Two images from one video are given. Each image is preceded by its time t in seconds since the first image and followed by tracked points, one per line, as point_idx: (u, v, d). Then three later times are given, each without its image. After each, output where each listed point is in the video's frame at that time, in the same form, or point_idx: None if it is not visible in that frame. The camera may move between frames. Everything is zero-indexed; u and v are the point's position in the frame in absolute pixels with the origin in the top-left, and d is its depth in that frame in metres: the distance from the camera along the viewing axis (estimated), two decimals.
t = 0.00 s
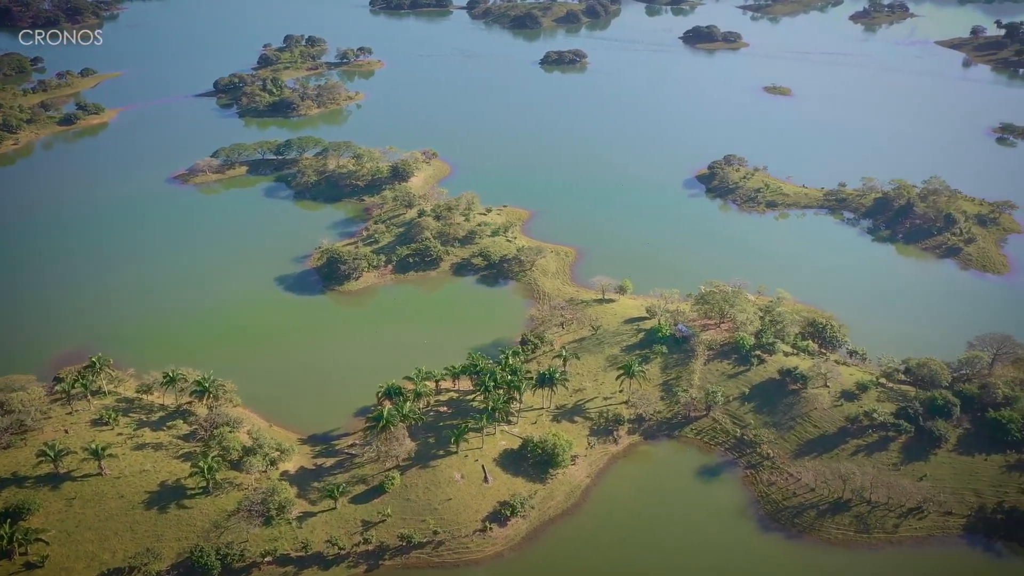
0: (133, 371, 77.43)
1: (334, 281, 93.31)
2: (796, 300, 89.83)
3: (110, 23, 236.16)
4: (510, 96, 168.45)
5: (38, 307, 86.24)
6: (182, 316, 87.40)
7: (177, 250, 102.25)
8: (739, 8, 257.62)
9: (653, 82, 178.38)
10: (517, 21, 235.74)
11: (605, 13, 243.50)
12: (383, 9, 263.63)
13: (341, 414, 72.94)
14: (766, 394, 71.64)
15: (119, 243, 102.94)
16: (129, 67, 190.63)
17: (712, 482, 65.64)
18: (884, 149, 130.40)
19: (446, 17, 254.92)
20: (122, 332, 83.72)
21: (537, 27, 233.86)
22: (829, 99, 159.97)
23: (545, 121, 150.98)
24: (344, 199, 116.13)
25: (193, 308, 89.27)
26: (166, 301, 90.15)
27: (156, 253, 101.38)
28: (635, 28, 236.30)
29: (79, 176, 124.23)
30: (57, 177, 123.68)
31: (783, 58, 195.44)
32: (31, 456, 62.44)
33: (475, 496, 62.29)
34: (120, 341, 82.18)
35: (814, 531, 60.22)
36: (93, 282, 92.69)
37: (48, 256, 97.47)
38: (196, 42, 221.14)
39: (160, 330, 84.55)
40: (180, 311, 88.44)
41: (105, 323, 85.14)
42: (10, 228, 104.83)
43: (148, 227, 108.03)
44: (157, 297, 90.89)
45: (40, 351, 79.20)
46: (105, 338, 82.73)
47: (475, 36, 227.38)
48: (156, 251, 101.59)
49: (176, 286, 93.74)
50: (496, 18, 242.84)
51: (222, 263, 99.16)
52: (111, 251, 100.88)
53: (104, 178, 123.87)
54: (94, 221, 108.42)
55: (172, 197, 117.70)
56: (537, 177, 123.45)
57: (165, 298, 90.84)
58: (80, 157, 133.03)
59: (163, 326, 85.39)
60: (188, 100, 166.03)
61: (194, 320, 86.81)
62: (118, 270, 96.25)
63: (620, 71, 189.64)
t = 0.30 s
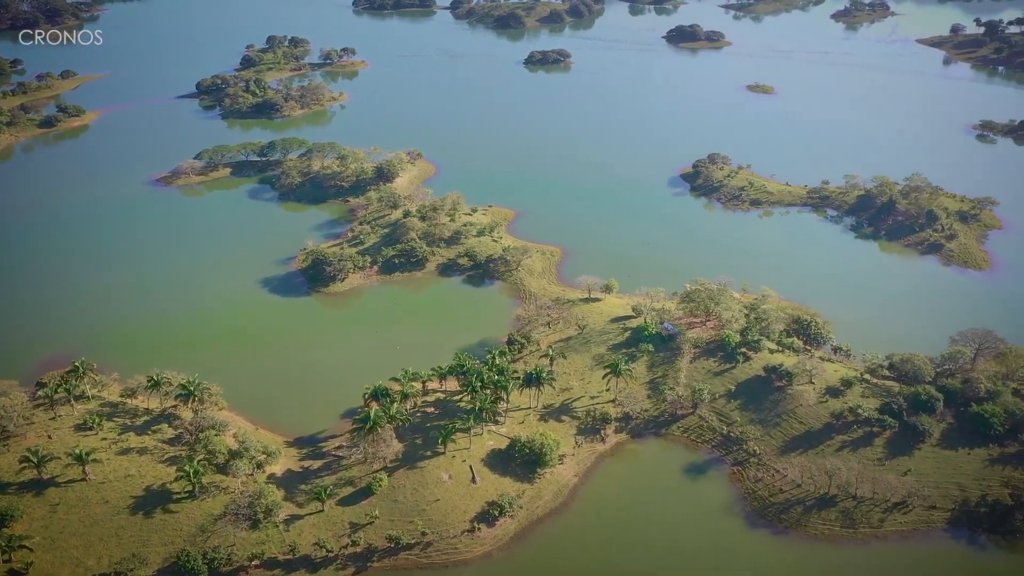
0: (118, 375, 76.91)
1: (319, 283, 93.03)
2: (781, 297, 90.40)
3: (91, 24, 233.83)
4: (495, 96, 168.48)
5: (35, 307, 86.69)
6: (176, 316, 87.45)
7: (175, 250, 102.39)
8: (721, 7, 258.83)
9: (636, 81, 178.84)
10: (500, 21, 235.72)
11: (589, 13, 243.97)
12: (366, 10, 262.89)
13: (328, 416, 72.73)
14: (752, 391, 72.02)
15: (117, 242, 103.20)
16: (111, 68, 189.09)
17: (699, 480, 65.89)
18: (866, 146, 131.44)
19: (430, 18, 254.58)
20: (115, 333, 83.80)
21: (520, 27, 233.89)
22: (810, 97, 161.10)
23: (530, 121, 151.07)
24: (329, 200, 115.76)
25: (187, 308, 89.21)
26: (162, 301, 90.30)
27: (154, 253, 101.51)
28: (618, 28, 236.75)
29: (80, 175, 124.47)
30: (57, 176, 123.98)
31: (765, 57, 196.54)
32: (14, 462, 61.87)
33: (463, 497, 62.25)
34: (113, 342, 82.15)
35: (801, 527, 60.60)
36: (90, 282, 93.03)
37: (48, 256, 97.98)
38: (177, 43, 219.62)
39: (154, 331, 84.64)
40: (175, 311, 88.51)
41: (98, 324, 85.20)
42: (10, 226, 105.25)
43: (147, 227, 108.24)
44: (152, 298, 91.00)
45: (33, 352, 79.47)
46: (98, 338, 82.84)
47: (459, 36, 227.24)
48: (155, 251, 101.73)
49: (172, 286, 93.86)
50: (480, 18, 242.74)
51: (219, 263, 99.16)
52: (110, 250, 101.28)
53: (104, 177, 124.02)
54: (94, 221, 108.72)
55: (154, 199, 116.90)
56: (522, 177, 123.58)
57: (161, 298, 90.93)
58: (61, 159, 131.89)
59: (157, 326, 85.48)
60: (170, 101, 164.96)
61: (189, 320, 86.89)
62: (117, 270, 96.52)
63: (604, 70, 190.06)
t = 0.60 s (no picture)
0: (102, 380, 76.25)
1: (304, 285, 92.69)
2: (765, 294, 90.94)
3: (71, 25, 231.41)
4: (479, 96, 168.42)
5: (32, 306, 86.85)
6: (171, 318, 87.28)
7: (174, 250, 102.45)
8: (704, 7, 259.83)
9: (620, 80, 179.22)
10: (484, 21, 235.55)
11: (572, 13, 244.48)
12: (349, 10, 262.10)
13: (315, 418, 72.50)
14: (737, 388, 72.45)
15: (115, 243, 103.27)
16: (91, 70, 187.36)
17: (686, 477, 66.16)
18: (848, 144, 132.50)
19: (412, 18, 254.20)
20: (110, 333, 83.78)
21: (504, 27, 233.70)
22: (792, 96, 162.15)
23: (514, 121, 151.14)
24: (314, 202, 115.39)
25: (182, 309, 89.06)
26: (158, 302, 90.15)
27: (153, 253, 101.57)
28: (601, 28, 237.16)
29: (79, 175, 124.49)
30: (57, 175, 124.01)
31: (747, 56, 197.63)
32: None
33: (450, 498, 62.15)
34: (107, 342, 82.07)
35: (787, 523, 60.95)
36: (87, 281, 93.13)
37: (46, 255, 98.13)
38: (159, 45, 218.07)
39: (149, 332, 84.47)
40: (169, 313, 88.30)
41: (92, 324, 85.19)
42: (10, 224, 105.23)
43: (146, 227, 108.20)
44: (149, 298, 90.94)
45: (28, 351, 79.54)
46: (94, 338, 82.88)
47: (444, 36, 227.03)
48: (154, 251, 101.72)
49: (170, 287, 93.77)
50: (463, 18, 242.54)
51: (215, 264, 98.96)
52: (110, 250, 101.34)
53: (104, 177, 123.74)
54: (94, 220, 108.92)
55: (136, 202, 116.11)
56: (507, 177, 123.65)
57: (157, 300, 90.83)
58: (40, 162, 130.62)
59: (153, 327, 85.37)
60: (151, 103, 163.81)
61: (184, 322, 86.66)
62: (116, 269, 96.76)
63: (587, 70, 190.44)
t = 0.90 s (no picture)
0: (84, 386, 75.62)
1: (288, 287, 92.24)
2: (748, 292, 91.52)
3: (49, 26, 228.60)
4: (463, 96, 168.38)
5: (31, 304, 87.43)
6: (165, 317, 87.54)
7: (172, 250, 102.97)
8: (686, 6, 260.94)
9: (603, 80, 179.74)
10: (466, 21, 235.27)
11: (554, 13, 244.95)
12: (330, 11, 261.16)
13: (302, 420, 72.32)
14: (722, 385, 72.94)
15: (113, 243, 103.76)
16: (71, 72, 185.45)
17: (672, 475, 66.44)
18: (828, 142, 133.65)
19: (394, 18, 253.63)
20: (110, 331, 84.50)
21: (486, 27, 233.69)
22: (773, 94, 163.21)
23: (498, 121, 151.20)
24: (297, 204, 114.96)
25: (177, 309, 89.33)
26: (153, 302, 90.44)
27: (151, 253, 102.12)
28: (583, 27, 237.62)
29: (77, 176, 124.61)
30: (56, 175, 124.31)
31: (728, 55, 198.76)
32: None
33: (437, 499, 62.06)
34: (107, 340, 82.74)
35: (773, 518, 61.30)
36: (86, 281, 93.73)
37: (44, 254, 98.57)
38: (140, 46, 216.30)
39: (143, 332, 84.66)
40: (164, 312, 88.52)
41: (88, 324, 85.51)
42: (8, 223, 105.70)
43: (140, 228, 108.38)
44: (145, 298, 91.28)
45: (25, 349, 79.94)
46: (92, 336, 83.43)
47: (427, 37, 226.77)
48: (152, 252, 102.27)
49: (165, 288, 94.07)
50: (445, 18, 242.19)
51: (212, 264, 99.24)
52: (105, 251, 101.59)
53: (101, 178, 124.01)
54: (93, 220, 109.44)
55: (116, 205, 115.12)
56: (492, 176, 123.72)
57: (151, 299, 91.10)
58: (19, 165, 129.24)
59: (148, 327, 85.63)
60: (131, 106, 162.51)
61: (179, 321, 86.90)
62: (113, 269, 97.27)
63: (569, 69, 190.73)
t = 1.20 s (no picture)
0: (66, 390, 74.72)
1: (273, 289, 91.87)
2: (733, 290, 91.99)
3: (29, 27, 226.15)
4: (448, 97, 168.30)
5: (22, 306, 87.21)
6: (157, 318, 87.57)
7: (163, 251, 102.83)
8: (669, 6, 262.03)
9: (587, 80, 180.09)
10: (449, 21, 234.84)
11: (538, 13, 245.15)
12: (313, 12, 260.03)
13: (288, 422, 72.10)
14: (708, 383, 73.32)
15: (103, 245, 103.56)
16: (52, 74, 183.57)
17: (660, 473, 66.65)
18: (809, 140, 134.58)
19: (376, 19, 252.81)
20: (101, 332, 84.43)
21: (470, 27, 233.32)
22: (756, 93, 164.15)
23: (483, 121, 151.27)
24: (281, 205, 114.48)
25: (168, 310, 89.25)
26: (145, 303, 90.49)
27: (142, 254, 101.97)
28: (567, 27, 238.00)
29: (65, 177, 124.08)
30: (45, 176, 123.88)
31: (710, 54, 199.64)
32: None
33: (425, 500, 61.93)
34: (98, 342, 82.66)
35: (760, 515, 61.59)
36: (76, 282, 93.48)
37: (34, 257, 98.33)
38: (122, 48, 214.56)
39: (135, 332, 84.70)
40: (156, 313, 88.59)
41: (80, 325, 85.44)
42: None
43: (127, 230, 108.01)
44: (137, 298, 91.29)
45: (14, 352, 79.63)
46: (83, 338, 83.27)
47: (411, 37, 226.40)
48: (142, 253, 102.15)
49: (157, 288, 94.11)
50: (428, 19, 241.73)
51: (202, 265, 99.12)
52: (94, 252, 101.30)
53: (89, 179, 123.62)
54: (85, 221, 109.42)
55: (98, 207, 114.18)
56: (477, 176, 123.78)
57: (143, 300, 91.16)
58: None
59: (139, 328, 85.65)
60: (113, 108, 161.23)
61: (171, 321, 86.96)
62: (103, 271, 97.02)
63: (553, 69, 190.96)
